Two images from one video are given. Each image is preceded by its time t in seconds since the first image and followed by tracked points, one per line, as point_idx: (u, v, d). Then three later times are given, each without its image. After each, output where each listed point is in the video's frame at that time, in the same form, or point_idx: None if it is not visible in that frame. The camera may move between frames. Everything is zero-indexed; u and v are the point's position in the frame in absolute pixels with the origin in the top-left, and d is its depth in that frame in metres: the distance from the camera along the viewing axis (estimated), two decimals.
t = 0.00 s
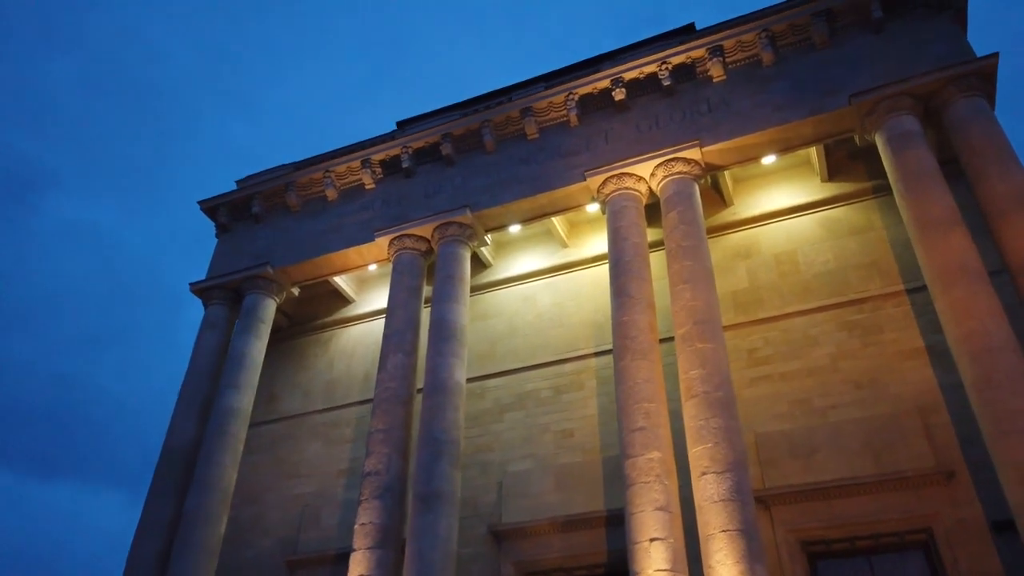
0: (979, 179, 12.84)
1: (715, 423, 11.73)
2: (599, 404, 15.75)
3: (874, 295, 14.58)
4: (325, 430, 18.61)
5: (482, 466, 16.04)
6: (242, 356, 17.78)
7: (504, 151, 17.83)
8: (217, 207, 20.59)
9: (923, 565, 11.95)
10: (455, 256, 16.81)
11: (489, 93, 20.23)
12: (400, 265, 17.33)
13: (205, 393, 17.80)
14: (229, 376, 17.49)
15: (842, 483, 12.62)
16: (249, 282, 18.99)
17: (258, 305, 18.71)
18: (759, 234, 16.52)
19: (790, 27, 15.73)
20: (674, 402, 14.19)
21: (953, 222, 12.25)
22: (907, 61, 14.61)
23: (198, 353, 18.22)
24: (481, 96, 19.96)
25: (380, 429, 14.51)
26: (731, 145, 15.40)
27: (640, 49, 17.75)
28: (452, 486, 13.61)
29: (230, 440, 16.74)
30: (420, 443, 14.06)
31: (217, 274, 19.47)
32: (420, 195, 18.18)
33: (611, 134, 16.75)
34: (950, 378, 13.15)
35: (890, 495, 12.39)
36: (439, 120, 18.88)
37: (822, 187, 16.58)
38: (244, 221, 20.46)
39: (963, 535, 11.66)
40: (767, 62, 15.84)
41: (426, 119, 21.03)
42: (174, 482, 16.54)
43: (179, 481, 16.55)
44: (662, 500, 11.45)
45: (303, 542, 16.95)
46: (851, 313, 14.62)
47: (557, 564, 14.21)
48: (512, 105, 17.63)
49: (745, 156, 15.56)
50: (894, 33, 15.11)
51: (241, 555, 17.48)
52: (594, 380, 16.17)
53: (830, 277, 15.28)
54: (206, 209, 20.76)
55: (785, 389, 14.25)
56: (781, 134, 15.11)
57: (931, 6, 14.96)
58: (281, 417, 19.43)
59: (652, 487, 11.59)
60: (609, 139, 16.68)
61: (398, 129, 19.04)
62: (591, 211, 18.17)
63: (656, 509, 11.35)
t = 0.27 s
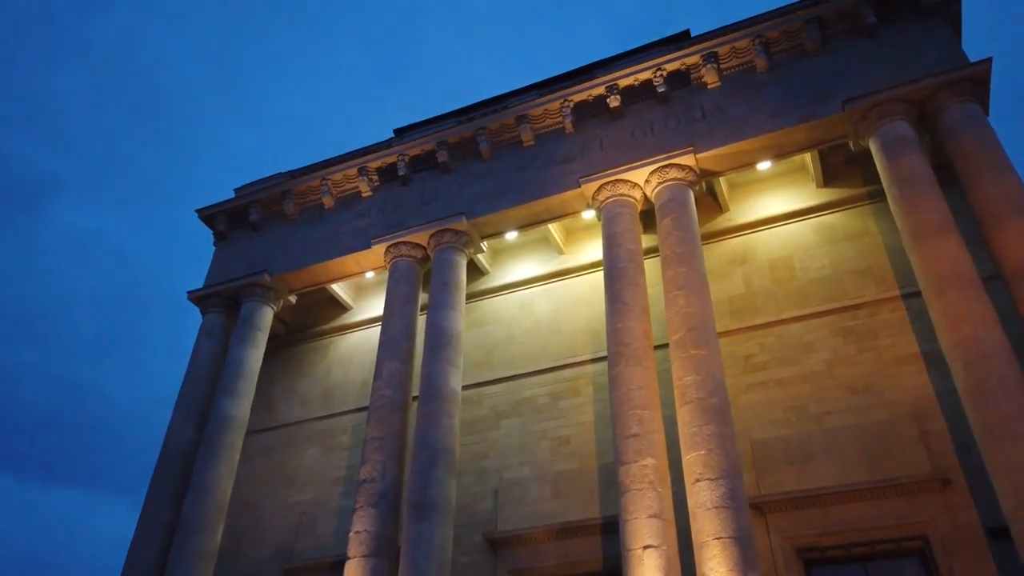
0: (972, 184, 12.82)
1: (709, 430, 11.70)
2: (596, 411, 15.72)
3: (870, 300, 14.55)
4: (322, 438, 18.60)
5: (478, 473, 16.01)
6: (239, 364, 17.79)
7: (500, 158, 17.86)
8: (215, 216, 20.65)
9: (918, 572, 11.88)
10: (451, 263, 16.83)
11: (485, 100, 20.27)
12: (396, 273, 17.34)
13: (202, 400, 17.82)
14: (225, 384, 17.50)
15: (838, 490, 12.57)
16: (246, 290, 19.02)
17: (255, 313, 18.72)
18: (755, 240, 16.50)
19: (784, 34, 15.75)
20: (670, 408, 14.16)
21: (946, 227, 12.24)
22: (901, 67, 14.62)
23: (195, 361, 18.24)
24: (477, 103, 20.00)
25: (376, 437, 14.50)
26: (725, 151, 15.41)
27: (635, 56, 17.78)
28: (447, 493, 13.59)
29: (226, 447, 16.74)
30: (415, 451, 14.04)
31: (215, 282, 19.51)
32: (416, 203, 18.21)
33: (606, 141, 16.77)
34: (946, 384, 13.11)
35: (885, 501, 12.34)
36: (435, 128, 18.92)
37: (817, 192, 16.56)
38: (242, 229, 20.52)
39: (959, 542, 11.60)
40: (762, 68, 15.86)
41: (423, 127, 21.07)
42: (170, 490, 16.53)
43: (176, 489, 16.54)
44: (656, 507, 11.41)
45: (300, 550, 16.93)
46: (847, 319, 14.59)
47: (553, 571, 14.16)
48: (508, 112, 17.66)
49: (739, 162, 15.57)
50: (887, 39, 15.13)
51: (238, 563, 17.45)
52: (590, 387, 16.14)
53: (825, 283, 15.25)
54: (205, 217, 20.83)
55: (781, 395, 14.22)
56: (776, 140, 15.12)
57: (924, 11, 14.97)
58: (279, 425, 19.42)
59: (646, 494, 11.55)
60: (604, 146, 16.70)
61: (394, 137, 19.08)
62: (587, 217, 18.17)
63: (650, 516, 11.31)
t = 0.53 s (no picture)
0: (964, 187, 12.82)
1: (701, 434, 11.69)
2: (590, 415, 15.71)
3: (864, 304, 14.53)
4: (318, 443, 18.61)
5: (473, 478, 16.00)
6: (235, 369, 17.81)
7: (495, 163, 17.89)
8: (213, 221, 20.71)
9: None
10: (445, 268, 16.86)
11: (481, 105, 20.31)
12: (391, 278, 17.37)
13: (198, 405, 17.84)
14: (221, 389, 17.53)
15: (831, 494, 12.55)
16: (243, 295, 19.06)
17: (251, 318, 18.76)
18: (750, 244, 16.50)
19: (777, 38, 15.77)
20: (663, 413, 14.14)
21: (938, 230, 12.24)
22: (893, 71, 14.64)
23: (192, 366, 18.27)
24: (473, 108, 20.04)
25: (370, 442, 14.51)
26: (718, 155, 15.42)
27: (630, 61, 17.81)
28: (440, 498, 13.59)
29: (222, 453, 16.76)
30: (409, 455, 14.05)
31: (211, 288, 19.56)
32: (412, 208, 18.24)
33: (600, 145, 16.79)
34: (939, 388, 13.08)
35: (879, 506, 12.31)
36: (431, 133, 18.96)
37: (812, 196, 16.56)
38: (239, 234, 20.57)
39: (952, 546, 11.57)
40: (755, 72, 15.89)
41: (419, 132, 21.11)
42: (166, 496, 16.55)
43: (171, 494, 16.55)
44: (648, 512, 11.39)
45: (295, 555, 16.92)
46: (841, 323, 14.57)
47: None
48: (503, 117, 17.70)
49: (733, 166, 15.59)
50: (881, 43, 15.14)
51: (234, 568, 17.45)
52: (585, 392, 16.13)
53: (820, 287, 15.23)
54: (202, 222, 20.89)
55: (775, 399, 14.19)
56: (769, 144, 15.13)
57: (917, 15, 14.99)
58: (275, 430, 19.44)
59: (638, 498, 11.54)
60: (599, 150, 16.72)
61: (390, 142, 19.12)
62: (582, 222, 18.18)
63: (642, 521, 11.30)
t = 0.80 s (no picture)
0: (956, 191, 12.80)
1: (693, 439, 11.67)
2: (585, 421, 15.68)
3: (858, 308, 14.50)
4: (313, 449, 18.60)
5: (468, 484, 15.97)
6: (230, 375, 17.81)
7: (490, 168, 17.91)
8: (209, 227, 20.75)
9: None
10: (440, 273, 16.87)
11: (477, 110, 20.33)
12: (386, 283, 17.38)
13: (193, 412, 17.84)
14: (216, 395, 17.53)
15: (824, 499, 12.51)
16: (238, 301, 19.07)
17: (246, 324, 18.77)
18: (744, 248, 16.49)
19: (770, 42, 15.79)
20: (657, 418, 14.11)
21: (930, 234, 12.22)
22: (886, 75, 14.64)
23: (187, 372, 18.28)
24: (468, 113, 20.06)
25: (363, 447, 14.50)
26: (712, 160, 15.43)
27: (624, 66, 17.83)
28: (433, 504, 13.56)
29: (216, 459, 16.75)
30: (402, 461, 14.03)
31: (207, 294, 19.58)
32: (407, 213, 18.25)
33: (594, 151, 16.81)
34: (933, 392, 13.04)
35: (872, 510, 12.26)
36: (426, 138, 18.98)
37: (806, 201, 16.54)
38: (235, 240, 20.59)
39: (945, 551, 11.52)
40: (748, 77, 15.90)
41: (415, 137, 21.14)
42: (160, 502, 16.53)
43: (165, 501, 16.54)
44: (640, 517, 11.36)
45: (290, 562, 16.90)
46: (834, 327, 14.54)
47: None
48: (497, 122, 17.72)
49: (726, 171, 15.59)
50: (874, 47, 15.15)
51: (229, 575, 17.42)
52: (579, 397, 16.09)
53: (814, 291, 15.21)
54: (198, 229, 20.92)
55: (769, 404, 14.16)
56: (762, 149, 15.14)
57: (910, 19, 14.99)
58: (271, 436, 19.43)
59: (630, 504, 11.51)
60: (593, 156, 16.74)
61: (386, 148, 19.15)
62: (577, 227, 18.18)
63: (634, 526, 11.26)
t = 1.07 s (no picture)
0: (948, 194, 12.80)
1: (685, 443, 11.66)
2: (579, 424, 15.66)
3: (851, 312, 14.48)
4: (309, 453, 18.61)
5: (462, 488, 15.97)
6: (225, 379, 17.82)
7: (484, 173, 17.93)
8: (205, 232, 20.79)
9: None
10: (434, 277, 16.89)
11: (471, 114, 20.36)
12: (381, 287, 17.40)
13: (188, 417, 17.85)
14: (211, 399, 17.54)
15: (817, 503, 12.49)
16: (234, 306, 19.09)
17: (242, 329, 18.79)
18: (738, 251, 16.48)
19: (763, 46, 15.81)
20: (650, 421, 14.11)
21: (921, 237, 12.22)
22: (878, 78, 14.65)
23: (182, 377, 18.30)
24: (463, 118, 20.09)
25: (357, 452, 14.50)
26: (705, 163, 15.43)
27: (618, 69, 17.85)
28: (426, 508, 13.56)
29: (211, 463, 16.76)
30: (395, 466, 14.02)
31: (203, 298, 19.60)
32: (402, 218, 18.27)
33: (588, 154, 16.82)
34: (926, 395, 13.02)
35: (865, 514, 12.25)
36: (421, 142, 19.00)
37: (800, 204, 16.54)
38: (231, 245, 20.63)
39: (938, 555, 11.50)
40: (741, 80, 15.91)
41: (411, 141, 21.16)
42: (155, 507, 16.54)
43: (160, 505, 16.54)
44: (631, 521, 11.34)
45: (285, 566, 16.90)
46: (828, 331, 14.53)
47: None
48: (491, 127, 17.75)
49: (719, 174, 15.59)
50: (866, 50, 15.15)
51: None
52: (574, 401, 16.08)
53: (807, 294, 15.20)
54: (195, 233, 20.97)
55: (762, 407, 14.14)
56: (755, 152, 15.14)
57: (902, 22, 15.00)
58: (267, 441, 19.44)
59: (622, 508, 11.49)
60: (586, 159, 16.75)
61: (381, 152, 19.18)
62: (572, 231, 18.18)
63: (625, 530, 11.25)
